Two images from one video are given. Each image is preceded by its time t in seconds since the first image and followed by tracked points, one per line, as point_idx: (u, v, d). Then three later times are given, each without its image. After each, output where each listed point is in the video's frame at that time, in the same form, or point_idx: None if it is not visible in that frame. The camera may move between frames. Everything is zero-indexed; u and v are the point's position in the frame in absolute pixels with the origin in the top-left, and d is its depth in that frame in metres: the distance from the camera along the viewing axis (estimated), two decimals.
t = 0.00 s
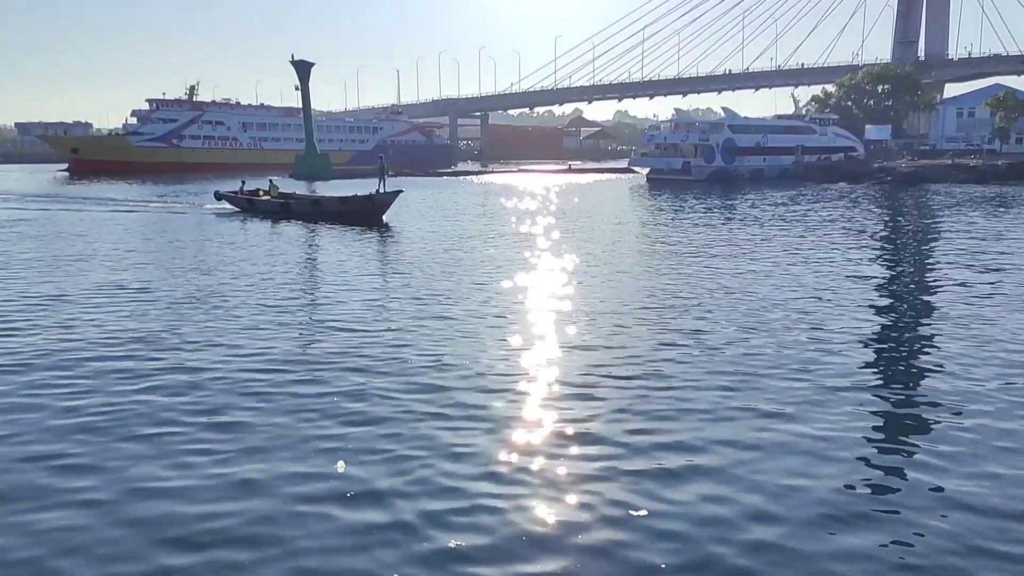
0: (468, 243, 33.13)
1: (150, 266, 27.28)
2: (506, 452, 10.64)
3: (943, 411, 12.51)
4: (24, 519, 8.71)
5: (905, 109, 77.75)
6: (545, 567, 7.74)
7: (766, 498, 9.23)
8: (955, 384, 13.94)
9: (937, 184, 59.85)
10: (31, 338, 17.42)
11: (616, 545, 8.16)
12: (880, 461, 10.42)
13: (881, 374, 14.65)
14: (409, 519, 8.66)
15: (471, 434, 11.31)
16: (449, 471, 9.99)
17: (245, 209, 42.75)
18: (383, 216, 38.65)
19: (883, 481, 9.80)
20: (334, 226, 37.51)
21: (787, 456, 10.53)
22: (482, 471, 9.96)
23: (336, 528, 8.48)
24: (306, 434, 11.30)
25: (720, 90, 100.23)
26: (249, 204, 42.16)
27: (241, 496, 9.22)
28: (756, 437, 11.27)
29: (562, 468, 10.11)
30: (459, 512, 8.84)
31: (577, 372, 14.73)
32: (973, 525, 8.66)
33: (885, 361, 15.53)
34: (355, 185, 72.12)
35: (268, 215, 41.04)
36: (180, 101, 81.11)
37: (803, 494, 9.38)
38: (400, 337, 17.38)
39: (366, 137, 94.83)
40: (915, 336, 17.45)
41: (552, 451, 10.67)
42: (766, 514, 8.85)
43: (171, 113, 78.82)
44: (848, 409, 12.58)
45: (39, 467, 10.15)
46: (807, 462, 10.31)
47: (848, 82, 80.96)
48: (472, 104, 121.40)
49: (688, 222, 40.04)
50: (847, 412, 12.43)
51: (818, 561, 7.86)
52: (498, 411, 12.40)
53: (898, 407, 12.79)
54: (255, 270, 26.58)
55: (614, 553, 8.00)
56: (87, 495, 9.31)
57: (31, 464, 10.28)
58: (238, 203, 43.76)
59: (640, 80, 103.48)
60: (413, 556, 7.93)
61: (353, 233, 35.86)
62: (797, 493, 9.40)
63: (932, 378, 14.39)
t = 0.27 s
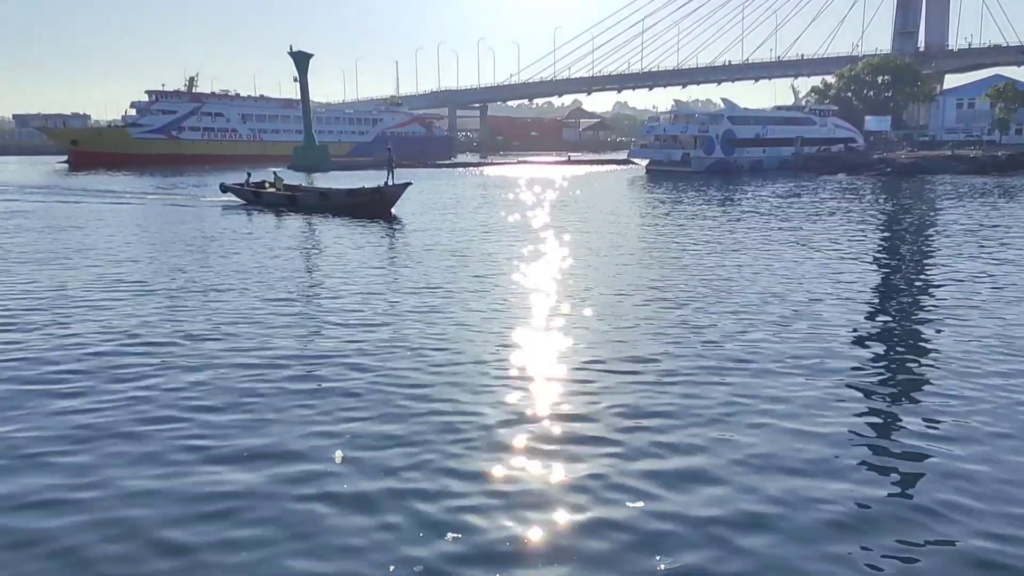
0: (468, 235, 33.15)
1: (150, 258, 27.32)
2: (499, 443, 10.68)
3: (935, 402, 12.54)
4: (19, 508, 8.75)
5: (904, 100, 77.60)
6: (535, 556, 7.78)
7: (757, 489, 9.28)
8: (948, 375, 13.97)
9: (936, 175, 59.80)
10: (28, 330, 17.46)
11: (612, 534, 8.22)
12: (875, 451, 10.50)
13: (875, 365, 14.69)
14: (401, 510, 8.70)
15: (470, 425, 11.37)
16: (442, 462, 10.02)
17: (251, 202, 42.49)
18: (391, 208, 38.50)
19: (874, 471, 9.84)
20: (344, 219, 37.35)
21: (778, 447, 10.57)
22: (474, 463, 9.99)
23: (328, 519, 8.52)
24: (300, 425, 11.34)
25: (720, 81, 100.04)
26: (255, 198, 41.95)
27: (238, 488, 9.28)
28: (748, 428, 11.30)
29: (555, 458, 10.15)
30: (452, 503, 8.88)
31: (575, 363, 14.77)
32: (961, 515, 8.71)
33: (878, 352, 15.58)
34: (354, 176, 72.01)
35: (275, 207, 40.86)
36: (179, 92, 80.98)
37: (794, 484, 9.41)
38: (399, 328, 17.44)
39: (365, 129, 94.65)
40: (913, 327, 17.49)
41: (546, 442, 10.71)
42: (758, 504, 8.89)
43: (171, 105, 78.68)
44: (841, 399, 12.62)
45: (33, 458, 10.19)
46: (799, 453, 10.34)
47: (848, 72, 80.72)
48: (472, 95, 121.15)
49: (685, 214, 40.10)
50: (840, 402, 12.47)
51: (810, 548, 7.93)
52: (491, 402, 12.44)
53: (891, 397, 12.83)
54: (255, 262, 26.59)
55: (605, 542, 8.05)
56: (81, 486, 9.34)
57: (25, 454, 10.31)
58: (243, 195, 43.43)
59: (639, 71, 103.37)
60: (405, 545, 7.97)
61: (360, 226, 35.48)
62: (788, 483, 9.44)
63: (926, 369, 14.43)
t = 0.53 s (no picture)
0: (467, 231, 33.19)
1: (150, 255, 27.37)
2: (496, 444, 10.56)
3: (934, 401, 12.44)
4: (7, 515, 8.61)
5: (903, 96, 77.63)
6: (533, 561, 7.66)
7: (756, 491, 9.16)
8: (947, 373, 13.88)
9: (935, 171, 59.83)
10: (21, 329, 17.33)
11: (606, 526, 8.30)
12: (868, 446, 10.59)
13: (873, 363, 14.60)
14: (396, 514, 8.57)
15: (466, 420, 11.44)
16: (438, 463, 9.90)
17: (257, 199, 42.33)
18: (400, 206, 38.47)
19: (872, 469, 9.81)
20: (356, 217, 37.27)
21: (777, 447, 10.46)
22: (470, 464, 9.87)
23: (322, 522, 8.40)
24: (296, 424, 11.30)
25: (718, 77, 100.04)
26: (261, 194, 41.82)
27: (236, 482, 9.35)
28: (746, 429, 11.19)
29: (553, 459, 10.03)
30: (448, 506, 8.74)
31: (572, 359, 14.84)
32: (963, 518, 8.61)
33: (877, 349, 15.49)
34: (352, 173, 71.98)
35: (282, 204, 40.74)
36: (179, 89, 80.91)
37: (794, 486, 9.30)
38: (397, 324, 17.50)
39: (365, 125, 94.62)
40: (908, 324, 17.56)
41: (543, 443, 10.59)
42: (757, 507, 8.77)
43: (170, 101, 78.61)
44: (840, 399, 12.51)
45: (24, 460, 10.06)
46: (798, 454, 10.23)
47: (847, 68, 80.71)
48: (471, 92, 121.09)
49: (684, 210, 40.16)
50: (839, 402, 12.37)
51: (802, 542, 8.02)
52: (487, 401, 12.31)
53: (890, 396, 12.73)
54: (254, 259, 26.64)
55: (603, 546, 7.93)
56: (71, 490, 9.20)
57: (15, 457, 10.18)
58: (250, 192, 43.07)
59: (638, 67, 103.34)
60: (401, 549, 7.85)
61: (380, 224, 35.32)
62: (787, 485, 9.32)
63: (923, 366, 14.41)
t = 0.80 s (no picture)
0: (465, 232, 33.17)
1: (148, 255, 27.32)
2: (496, 442, 10.59)
3: (933, 403, 12.43)
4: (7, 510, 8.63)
5: (900, 96, 77.71)
6: (535, 560, 7.66)
7: (754, 489, 9.21)
8: (945, 374, 13.91)
9: (933, 171, 59.88)
10: (20, 328, 17.37)
11: (604, 527, 8.29)
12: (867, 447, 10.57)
13: (869, 364, 14.68)
14: (397, 513, 8.58)
15: (464, 420, 11.43)
16: (440, 463, 9.89)
17: (261, 199, 42.14)
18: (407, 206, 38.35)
19: (871, 470, 9.80)
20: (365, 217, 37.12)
21: (774, 446, 10.49)
22: (468, 464, 9.85)
23: (324, 518, 8.43)
24: (295, 424, 11.28)
25: (716, 77, 100.12)
26: (266, 194, 41.63)
27: (234, 481, 9.34)
28: (746, 429, 11.18)
29: (552, 456, 10.08)
30: (450, 506, 8.72)
31: (571, 359, 14.82)
32: (959, 516, 8.64)
33: (876, 351, 15.49)
34: (350, 173, 71.93)
35: (287, 204, 40.58)
36: (177, 89, 80.83)
37: (791, 485, 9.34)
38: (395, 324, 17.48)
39: (363, 125, 94.59)
40: (907, 324, 17.54)
41: (542, 443, 10.58)
42: (754, 505, 8.81)
43: (168, 101, 78.54)
44: (837, 399, 12.56)
45: (23, 457, 10.08)
46: (799, 455, 10.24)
47: (845, 68, 80.77)
48: (469, 92, 121.08)
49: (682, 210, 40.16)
50: (836, 401, 12.42)
51: (800, 542, 8.01)
52: (487, 400, 12.31)
53: (891, 397, 12.75)
54: (253, 259, 26.60)
55: (600, 544, 7.96)
56: (70, 488, 9.22)
57: (14, 453, 10.20)
58: (253, 192, 42.89)
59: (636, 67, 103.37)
60: (399, 550, 7.83)
61: (385, 224, 35.26)
62: (784, 483, 9.38)
63: (922, 367, 14.41)
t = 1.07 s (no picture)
0: (462, 233, 33.23)
1: (146, 257, 27.33)
2: (493, 446, 10.57)
3: (927, 404, 12.52)
4: (2, 518, 8.60)
5: (896, 99, 77.89)
6: (530, 562, 7.72)
7: (747, 492, 9.24)
8: (938, 375, 14.00)
9: (929, 173, 59.99)
10: (15, 330, 17.35)
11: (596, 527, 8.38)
12: (861, 448, 10.66)
13: (865, 365, 14.77)
14: (394, 514, 8.65)
15: (461, 421, 11.50)
16: (436, 464, 9.96)
17: (265, 201, 41.99)
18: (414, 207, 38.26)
19: (864, 471, 9.89)
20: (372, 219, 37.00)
21: (768, 449, 10.52)
22: (464, 465, 9.92)
23: (320, 524, 8.42)
24: (292, 425, 11.34)
25: (712, 79, 100.26)
26: (269, 197, 41.45)
27: (231, 483, 9.40)
28: (741, 430, 11.27)
29: (548, 459, 10.09)
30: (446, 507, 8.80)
31: (567, 360, 14.89)
32: (951, 516, 8.72)
33: (872, 352, 15.57)
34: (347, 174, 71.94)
35: (291, 207, 40.45)
36: (175, 90, 80.77)
37: (785, 488, 9.37)
38: (393, 326, 17.54)
39: (361, 127, 94.62)
40: (903, 326, 17.62)
41: (536, 444, 10.65)
42: (747, 508, 8.84)
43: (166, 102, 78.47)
44: (830, 400, 12.66)
45: (18, 463, 10.03)
46: (792, 455, 10.33)
47: (841, 71, 80.92)
48: (465, 93, 121.11)
49: (678, 212, 40.22)
50: (832, 404, 12.45)
51: (793, 542, 8.10)
52: (484, 401, 12.39)
53: (886, 398, 12.84)
54: (250, 261, 26.63)
55: (593, 545, 8.04)
56: (65, 493, 9.19)
57: (9, 459, 10.17)
58: (257, 195, 42.75)
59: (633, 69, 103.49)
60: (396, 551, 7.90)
61: (388, 226, 35.21)
62: (780, 488, 9.37)
63: (917, 368, 14.49)
